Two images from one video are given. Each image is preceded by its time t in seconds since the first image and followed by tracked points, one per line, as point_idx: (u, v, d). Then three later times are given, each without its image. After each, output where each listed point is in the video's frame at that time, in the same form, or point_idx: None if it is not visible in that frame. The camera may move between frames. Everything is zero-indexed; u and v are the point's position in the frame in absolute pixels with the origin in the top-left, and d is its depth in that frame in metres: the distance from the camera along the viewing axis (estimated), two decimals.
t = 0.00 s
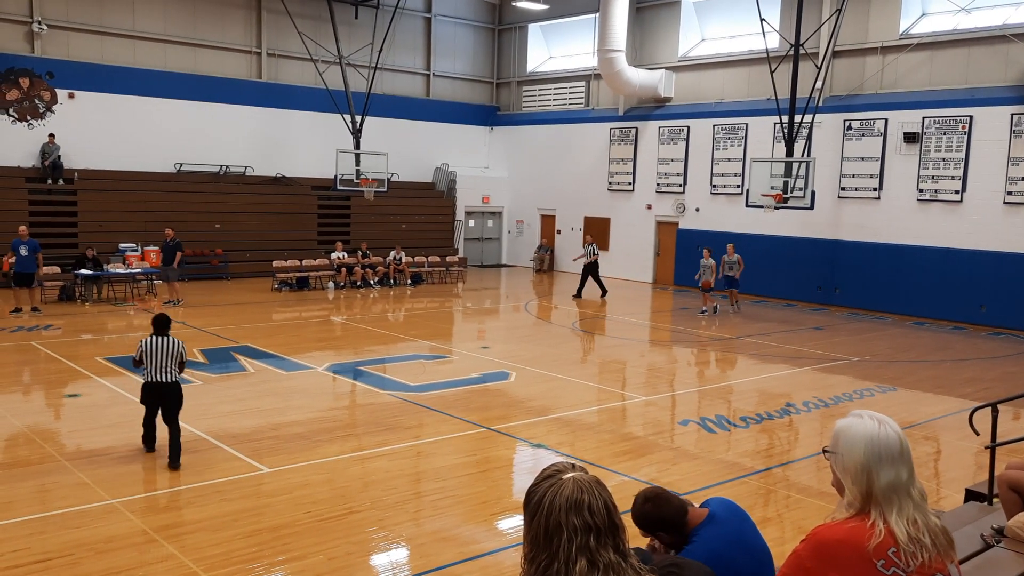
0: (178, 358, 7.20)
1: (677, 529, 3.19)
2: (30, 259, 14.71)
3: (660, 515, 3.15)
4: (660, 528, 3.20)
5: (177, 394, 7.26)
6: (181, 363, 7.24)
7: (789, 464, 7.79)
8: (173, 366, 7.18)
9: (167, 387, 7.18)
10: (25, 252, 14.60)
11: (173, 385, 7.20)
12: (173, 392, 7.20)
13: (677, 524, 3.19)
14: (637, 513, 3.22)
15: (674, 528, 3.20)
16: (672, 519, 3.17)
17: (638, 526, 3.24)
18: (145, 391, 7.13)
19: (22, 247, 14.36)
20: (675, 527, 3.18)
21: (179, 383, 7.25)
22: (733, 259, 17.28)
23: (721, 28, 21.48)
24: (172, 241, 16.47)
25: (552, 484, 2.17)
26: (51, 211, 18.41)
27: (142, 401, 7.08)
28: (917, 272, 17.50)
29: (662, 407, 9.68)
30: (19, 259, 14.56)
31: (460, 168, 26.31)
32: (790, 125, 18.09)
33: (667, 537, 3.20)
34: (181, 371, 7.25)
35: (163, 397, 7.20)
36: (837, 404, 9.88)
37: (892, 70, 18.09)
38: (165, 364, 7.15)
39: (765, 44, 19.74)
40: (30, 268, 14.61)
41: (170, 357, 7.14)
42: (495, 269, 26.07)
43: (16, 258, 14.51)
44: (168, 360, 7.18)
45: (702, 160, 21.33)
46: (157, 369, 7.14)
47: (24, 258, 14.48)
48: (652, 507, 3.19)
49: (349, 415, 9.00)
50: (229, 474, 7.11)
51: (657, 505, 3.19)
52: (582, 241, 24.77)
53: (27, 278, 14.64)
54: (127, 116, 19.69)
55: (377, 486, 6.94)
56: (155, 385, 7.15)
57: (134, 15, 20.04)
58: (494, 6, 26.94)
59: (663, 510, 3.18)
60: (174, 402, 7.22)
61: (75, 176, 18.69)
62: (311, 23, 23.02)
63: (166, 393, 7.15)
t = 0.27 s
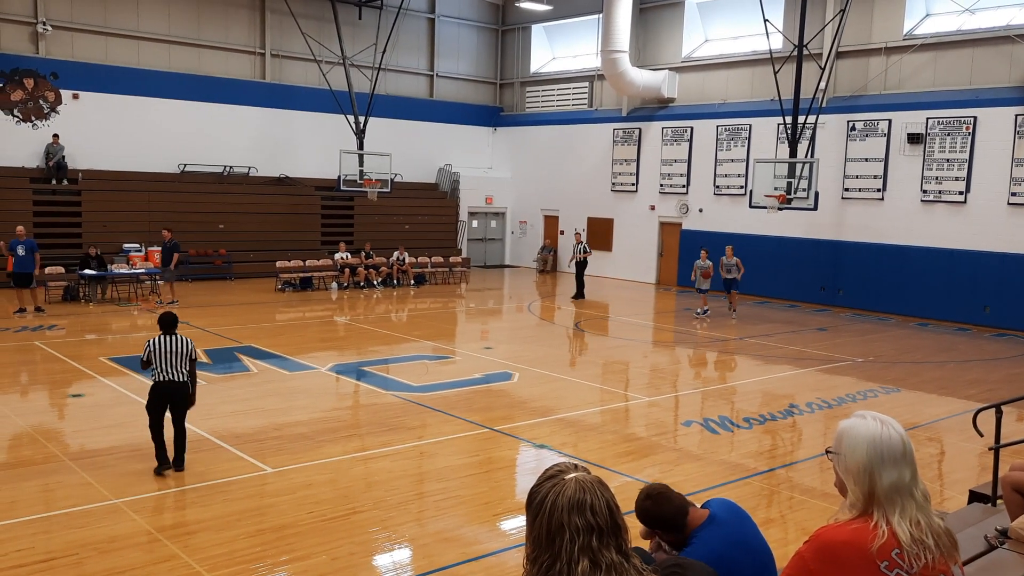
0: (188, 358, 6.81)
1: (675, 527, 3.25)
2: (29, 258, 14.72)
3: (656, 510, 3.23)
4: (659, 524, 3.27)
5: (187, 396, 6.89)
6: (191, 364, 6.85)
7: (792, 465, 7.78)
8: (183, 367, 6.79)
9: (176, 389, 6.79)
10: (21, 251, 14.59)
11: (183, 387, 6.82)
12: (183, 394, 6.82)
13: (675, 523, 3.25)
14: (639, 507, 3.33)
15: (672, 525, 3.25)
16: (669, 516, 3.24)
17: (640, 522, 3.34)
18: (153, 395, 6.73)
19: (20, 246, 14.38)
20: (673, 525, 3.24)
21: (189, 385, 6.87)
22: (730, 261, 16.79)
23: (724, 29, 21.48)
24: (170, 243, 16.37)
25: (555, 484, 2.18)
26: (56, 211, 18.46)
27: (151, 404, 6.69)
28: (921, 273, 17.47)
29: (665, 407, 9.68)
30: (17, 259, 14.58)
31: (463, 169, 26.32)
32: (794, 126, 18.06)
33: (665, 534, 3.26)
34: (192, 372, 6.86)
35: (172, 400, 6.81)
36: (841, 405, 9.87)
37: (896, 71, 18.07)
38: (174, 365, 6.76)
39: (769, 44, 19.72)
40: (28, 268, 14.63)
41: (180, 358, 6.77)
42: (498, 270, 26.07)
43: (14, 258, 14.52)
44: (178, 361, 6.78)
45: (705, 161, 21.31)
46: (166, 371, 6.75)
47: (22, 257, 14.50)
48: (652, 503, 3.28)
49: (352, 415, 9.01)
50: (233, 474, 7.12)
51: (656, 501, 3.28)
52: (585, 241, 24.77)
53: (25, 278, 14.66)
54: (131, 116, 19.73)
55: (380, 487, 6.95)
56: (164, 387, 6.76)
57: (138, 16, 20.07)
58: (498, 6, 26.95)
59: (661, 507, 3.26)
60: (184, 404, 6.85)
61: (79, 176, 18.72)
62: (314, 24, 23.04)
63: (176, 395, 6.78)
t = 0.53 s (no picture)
0: (194, 371, 6.57)
1: (682, 519, 3.21)
2: (29, 258, 14.74)
3: (668, 499, 3.18)
4: (666, 511, 3.23)
5: (193, 410, 6.62)
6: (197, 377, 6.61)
7: (797, 466, 7.77)
8: (190, 379, 6.54)
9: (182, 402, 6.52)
10: (20, 251, 14.58)
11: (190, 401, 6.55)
12: (190, 408, 6.55)
13: (683, 516, 3.21)
14: (652, 489, 3.28)
15: (679, 518, 3.22)
16: (679, 507, 3.19)
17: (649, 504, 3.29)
18: (159, 409, 6.44)
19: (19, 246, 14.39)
20: (679, 516, 3.20)
21: (195, 399, 6.60)
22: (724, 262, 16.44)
23: (728, 30, 21.45)
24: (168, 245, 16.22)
25: (560, 486, 2.17)
26: (60, 212, 18.51)
27: (158, 418, 6.39)
28: (924, 274, 17.45)
29: (669, 408, 9.67)
30: (17, 260, 14.59)
31: (467, 169, 26.34)
32: (798, 126, 18.04)
33: (669, 523, 3.22)
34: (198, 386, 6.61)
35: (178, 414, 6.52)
36: (846, 406, 9.85)
37: (900, 71, 18.04)
38: (180, 379, 6.51)
39: (773, 45, 19.69)
40: (28, 268, 14.62)
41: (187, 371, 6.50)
42: (502, 270, 26.07)
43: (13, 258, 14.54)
44: (184, 373, 6.54)
45: (709, 161, 21.29)
46: (172, 384, 6.49)
47: (22, 258, 14.50)
48: (667, 488, 3.23)
49: (356, 416, 9.02)
50: (237, 475, 7.13)
51: (672, 489, 3.22)
52: (589, 242, 24.77)
53: (25, 278, 14.63)
54: (136, 118, 19.76)
55: (384, 487, 6.95)
56: (170, 401, 6.48)
57: (142, 17, 20.10)
58: (502, 7, 26.96)
59: (672, 497, 3.20)
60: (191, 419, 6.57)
61: (84, 177, 18.75)
62: (319, 25, 23.05)
63: (183, 408, 6.50)
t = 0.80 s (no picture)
0: (204, 378, 6.29)
1: (690, 518, 3.23)
2: (31, 259, 14.76)
3: (677, 494, 3.23)
4: (675, 508, 3.26)
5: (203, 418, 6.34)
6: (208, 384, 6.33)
7: (802, 467, 7.75)
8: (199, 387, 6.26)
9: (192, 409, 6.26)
10: (22, 253, 14.62)
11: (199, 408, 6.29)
12: (199, 416, 6.28)
13: (691, 515, 3.23)
14: (664, 487, 3.33)
15: (687, 516, 3.24)
16: (688, 505, 3.23)
17: (659, 501, 3.33)
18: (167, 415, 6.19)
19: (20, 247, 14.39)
20: (688, 514, 3.23)
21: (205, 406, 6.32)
22: (716, 264, 16.10)
23: (733, 30, 21.43)
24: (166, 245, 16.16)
25: (566, 487, 2.18)
26: (66, 213, 18.55)
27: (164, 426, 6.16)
28: (929, 275, 17.41)
29: (674, 409, 9.66)
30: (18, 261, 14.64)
31: (472, 170, 26.36)
32: (803, 127, 18.00)
33: (677, 520, 3.25)
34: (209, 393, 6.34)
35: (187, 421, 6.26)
36: (851, 408, 9.83)
37: (905, 72, 18.01)
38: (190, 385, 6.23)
39: (778, 45, 19.67)
40: (30, 269, 14.62)
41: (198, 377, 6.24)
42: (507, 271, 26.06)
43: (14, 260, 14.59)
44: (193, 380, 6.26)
45: (714, 162, 21.28)
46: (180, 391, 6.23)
47: (24, 258, 14.52)
48: (677, 486, 3.28)
49: (360, 417, 9.02)
50: (242, 475, 7.14)
51: (682, 486, 3.27)
52: (593, 243, 24.76)
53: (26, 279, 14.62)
54: (141, 119, 19.80)
55: (389, 488, 6.96)
56: (179, 408, 6.23)
57: (148, 18, 20.14)
58: (506, 8, 26.97)
59: (680, 494, 3.24)
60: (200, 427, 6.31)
61: (90, 178, 18.80)
62: (323, 26, 23.06)
63: (192, 416, 6.24)
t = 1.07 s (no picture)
0: (219, 389, 6.09)
1: (696, 518, 3.24)
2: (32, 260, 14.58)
3: (680, 495, 3.25)
4: (680, 509, 3.28)
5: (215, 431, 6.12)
6: (222, 396, 6.13)
7: (806, 470, 7.74)
8: (213, 398, 6.05)
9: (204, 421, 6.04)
10: (23, 253, 14.48)
11: (212, 420, 6.08)
12: (211, 429, 6.07)
13: (697, 514, 3.25)
14: (670, 488, 3.36)
15: (694, 516, 3.26)
16: (692, 505, 3.24)
17: (666, 502, 3.36)
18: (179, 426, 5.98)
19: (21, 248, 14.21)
20: (693, 514, 3.24)
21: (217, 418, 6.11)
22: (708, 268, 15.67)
23: (738, 32, 21.42)
24: (171, 245, 16.19)
25: (573, 490, 2.20)
26: (72, 213, 18.63)
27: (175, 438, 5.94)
28: (935, 278, 17.37)
29: (678, 411, 9.65)
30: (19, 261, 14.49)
31: (476, 171, 26.37)
32: (809, 129, 17.97)
33: (684, 520, 3.27)
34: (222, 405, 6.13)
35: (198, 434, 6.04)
36: (856, 410, 9.81)
37: (912, 74, 17.99)
38: (203, 396, 6.02)
39: (784, 47, 19.64)
40: (30, 271, 14.38)
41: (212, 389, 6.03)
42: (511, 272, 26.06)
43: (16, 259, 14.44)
44: (207, 391, 6.06)
45: (719, 163, 21.26)
46: (193, 402, 6.01)
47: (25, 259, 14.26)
48: (682, 487, 3.30)
49: (365, 418, 9.03)
50: (247, 476, 7.14)
51: (687, 487, 3.29)
52: (598, 244, 24.73)
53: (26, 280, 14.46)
54: (147, 120, 19.84)
55: (393, 489, 6.96)
56: (190, 420, 6.01)
57: (154, 19, 20.19)
58: (512, 9, 26.97)
59: (686, 494, 3.27)
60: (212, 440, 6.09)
61: (96, 179, 18.86)
62: (329, 27, 23.08)
63: (204, 429, 6.02)
